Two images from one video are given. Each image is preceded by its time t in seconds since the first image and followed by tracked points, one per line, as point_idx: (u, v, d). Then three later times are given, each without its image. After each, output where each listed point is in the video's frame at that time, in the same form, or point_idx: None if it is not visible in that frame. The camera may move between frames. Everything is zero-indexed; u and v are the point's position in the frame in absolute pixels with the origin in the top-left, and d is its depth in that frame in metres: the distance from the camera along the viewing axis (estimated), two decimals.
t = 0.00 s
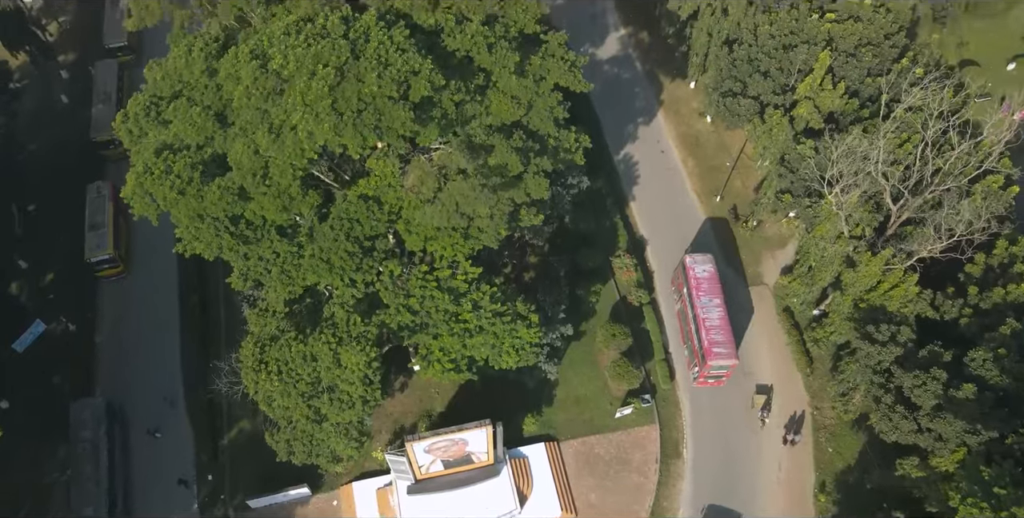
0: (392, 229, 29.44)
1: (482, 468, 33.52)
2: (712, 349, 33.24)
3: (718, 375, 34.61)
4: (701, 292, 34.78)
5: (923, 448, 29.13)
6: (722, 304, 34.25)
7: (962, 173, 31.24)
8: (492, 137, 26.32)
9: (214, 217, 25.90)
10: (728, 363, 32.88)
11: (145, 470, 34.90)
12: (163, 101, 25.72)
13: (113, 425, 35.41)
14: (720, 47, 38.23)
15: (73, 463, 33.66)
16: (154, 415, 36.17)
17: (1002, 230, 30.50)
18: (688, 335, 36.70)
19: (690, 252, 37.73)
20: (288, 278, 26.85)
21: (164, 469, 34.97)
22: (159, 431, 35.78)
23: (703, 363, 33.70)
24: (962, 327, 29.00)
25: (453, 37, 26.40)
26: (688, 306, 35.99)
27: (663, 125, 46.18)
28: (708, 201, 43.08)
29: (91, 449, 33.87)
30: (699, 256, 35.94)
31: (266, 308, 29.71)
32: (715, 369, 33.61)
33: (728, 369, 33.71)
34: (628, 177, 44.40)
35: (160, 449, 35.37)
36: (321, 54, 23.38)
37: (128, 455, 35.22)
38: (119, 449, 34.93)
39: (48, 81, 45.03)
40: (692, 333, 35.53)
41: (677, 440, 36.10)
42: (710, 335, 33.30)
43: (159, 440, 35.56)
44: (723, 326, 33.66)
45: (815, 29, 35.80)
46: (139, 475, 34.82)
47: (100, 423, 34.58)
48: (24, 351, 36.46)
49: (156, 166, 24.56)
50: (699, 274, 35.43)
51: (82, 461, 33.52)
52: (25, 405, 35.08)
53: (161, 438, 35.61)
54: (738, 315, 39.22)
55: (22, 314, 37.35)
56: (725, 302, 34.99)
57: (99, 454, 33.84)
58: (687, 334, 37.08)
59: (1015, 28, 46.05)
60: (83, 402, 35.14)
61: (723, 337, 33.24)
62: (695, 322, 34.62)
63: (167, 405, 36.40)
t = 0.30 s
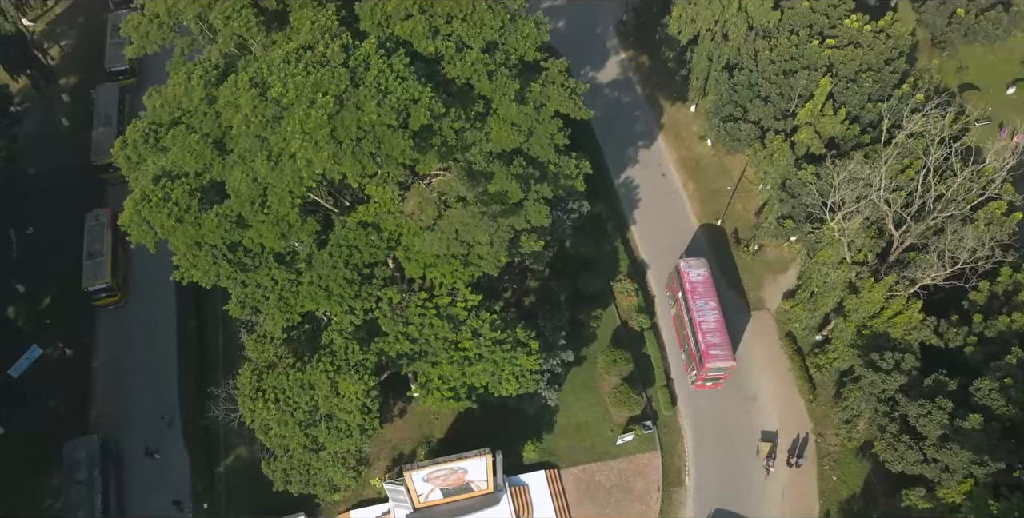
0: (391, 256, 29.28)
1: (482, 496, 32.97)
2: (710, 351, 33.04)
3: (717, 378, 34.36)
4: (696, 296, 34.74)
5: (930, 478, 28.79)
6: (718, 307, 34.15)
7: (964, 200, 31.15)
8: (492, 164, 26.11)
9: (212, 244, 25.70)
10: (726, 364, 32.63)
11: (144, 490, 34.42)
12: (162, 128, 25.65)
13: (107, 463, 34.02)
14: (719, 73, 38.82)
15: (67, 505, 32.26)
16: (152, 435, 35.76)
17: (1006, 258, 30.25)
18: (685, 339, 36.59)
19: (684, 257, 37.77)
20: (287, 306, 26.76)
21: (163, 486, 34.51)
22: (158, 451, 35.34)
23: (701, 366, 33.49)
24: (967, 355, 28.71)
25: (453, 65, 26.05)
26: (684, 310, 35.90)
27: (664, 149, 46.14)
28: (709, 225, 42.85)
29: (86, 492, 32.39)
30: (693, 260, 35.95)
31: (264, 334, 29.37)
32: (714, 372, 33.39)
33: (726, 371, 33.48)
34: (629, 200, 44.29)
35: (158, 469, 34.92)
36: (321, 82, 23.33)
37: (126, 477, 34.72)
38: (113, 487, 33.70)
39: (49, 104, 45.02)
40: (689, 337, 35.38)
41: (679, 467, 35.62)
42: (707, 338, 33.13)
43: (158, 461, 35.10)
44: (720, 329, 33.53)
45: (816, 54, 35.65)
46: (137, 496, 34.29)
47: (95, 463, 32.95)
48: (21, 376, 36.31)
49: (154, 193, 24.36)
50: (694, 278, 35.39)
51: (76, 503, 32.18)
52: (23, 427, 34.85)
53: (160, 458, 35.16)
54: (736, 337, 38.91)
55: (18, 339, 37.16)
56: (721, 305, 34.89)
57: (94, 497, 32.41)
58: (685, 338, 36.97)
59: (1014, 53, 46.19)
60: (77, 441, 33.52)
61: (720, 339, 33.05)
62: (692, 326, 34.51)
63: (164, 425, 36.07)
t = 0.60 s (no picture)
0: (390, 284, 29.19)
1: None
2: (706, 353, 33.67)
3: (714, 380, 34.88)
4: (691, 299, 35.46)
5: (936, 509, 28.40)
6: (712, 310, 34.91)
7: (968, 227, 30.96)
8: (492, 191, 26.00)
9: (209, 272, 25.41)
10: (722, 366, 33.23)
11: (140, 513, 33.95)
12: (161, 156, 25.48)
13: (103, 503, 33.57)
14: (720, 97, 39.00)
15: None
16: (148, 457, 35.34)
17: (1011, 285, 29.98)
18: (681, 342, 37.22)
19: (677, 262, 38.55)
20: (285, 333, 26.60)
21: (159, 509, 34.05)
22: (154, 473, 34.92)
23: (698, 368, 34.03)
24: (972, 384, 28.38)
25: (453, 92, 25.87)
26: (679, 314, 36.59)
27: (665, 172, 46.04)
28: (710, 247, 42.57)
29: None
30: (687, 265, 36.81)
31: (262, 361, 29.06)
32: (711, 374, 33.97)
33: (722, 373, 34.08)
34: (629, 223, 44.14)
35: (154, 491, 34.48)
36: (320, 110, 23.26)
37: (121, 501, 34.24)
38: None
39: (50, 127, 45.04)
40: (685, 340, 36.02)
41: (682, 495, 35.01)
42: (703, 340, 33.78)
43: (155, 483, 34.69)
44: (715, 331, 34.19)
45: (816, 80, 35.62)
46: None
47: (90, 501, 32.74)
48: (15, 402, 35.62)
49: (151, 220, 24.17)
50: (688, 282, 36.24)
51: None
52: (18, 456, 34.24)
53: (156, 480, 34.74)
54: (738, 361, 38.56)
55: (15, 365, 36.49)
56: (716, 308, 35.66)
57: None
58: (680, 342, 37.61)
59: (1014, 77, 46.25)
60: (71, 479, 33.30)
61: (716, 341, 33.70)
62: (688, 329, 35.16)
63: (159, 446, 35.66)
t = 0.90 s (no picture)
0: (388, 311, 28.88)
1: None
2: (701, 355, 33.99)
3: (709, 383, 35.16)
4: (685, 303, 35.83)
5: None
6: (706, 313, 35.28)
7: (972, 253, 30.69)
8: (492, 218, 25.88)
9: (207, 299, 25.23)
10: (718, 367, 33.54)
11: None
12: (159, 182, 25.31)
13: None
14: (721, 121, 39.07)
15: None
16: (145, 479, 34.87)
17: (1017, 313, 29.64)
18: (676, 347, 37.54)
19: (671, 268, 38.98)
20: (282, 361, 26.16)
21: None
22: (151, 494, 34.42)
23: (694, 371, 34.32)
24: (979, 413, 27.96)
25: (453, 119, 25.78)
26: (673, 319, 36.93)
27: (666, 195, 45.89)
28: (710, 271, 42.30)
29: None
30: (680, 269, 37.21)
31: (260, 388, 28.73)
32: (706, 376, 34.26)
33: (718, 375, 34.39)
34: (630, 246, 43.96)
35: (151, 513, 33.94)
36: (320, 137, 23.16)
37: None
38: None
39: (51, 149, 45.05)
40: (680, 345, 36.32)
41: None
42: (698, 342, 34.10)
43: (152, 504, 34.17)
44: (710, 333, 34.54)
45: (817, 105, 35.57)
46: None
47: None
48: (10, 427, 35.03)
49: (149, 248, 24.02)
50: (682, 286, 36.64)
51: None
52: (11, 480, 33.60)
53: (153, 502, 34.23)
54: (740, 386, 38.18)
55: (10, 390, 35.90)
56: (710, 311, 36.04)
57: None
58: (675, 347, 37.92)
59: (1015, 101, 46.18)
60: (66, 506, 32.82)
61: (711, 343, 34.02)
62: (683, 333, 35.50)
63: (156, 466, 35.26)
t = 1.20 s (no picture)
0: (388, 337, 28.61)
1: None
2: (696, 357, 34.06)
3: (705, 384, 35.25)
4: (679, 305, 35.78)
5: None
6: (700, 315, 35.23)
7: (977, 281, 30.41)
8: (493, 244, 25.84)
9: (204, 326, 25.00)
10: (714, 369, 33.66)
11: None
12: (158, 207, 25.10)
13: None
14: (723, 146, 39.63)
15: None
16: (141, 499, 34.15)
17: None
18: (671, 349, 37.58)
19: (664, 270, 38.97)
20: (280, 389, 25.87)
21: None
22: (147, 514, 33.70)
23: (689, 373, 34.39)
24: (987, 443, 27.55)
25: (454, 145, 25.67)
26: (667, 321, 36.92)
27: (668, 217, 45.72)
28: (713, 293, 41.95)
29: None
30: (673, 272, 37.09)
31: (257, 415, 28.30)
32: (702, 378, 34.37)
33: (713, 376, 34.52)
34: (632, 268, 43.70)
35: None
36: (320, 164, 23.05)
37: None
38: None
39: (52, 171, 45.00)
40: (675, 347, 36.37)
41: None
42: (693, 346, 34.11)
43: None
44: (704, 336, 34.57)
45: (819, 130, 35.48)
46: None
47: None
48: (7, 453, 34.56)
49: (147, 275, 23.84)
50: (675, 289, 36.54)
51: None
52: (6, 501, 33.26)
53: None
54: (743, 412, 37.74)
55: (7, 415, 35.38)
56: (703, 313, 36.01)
57: None
58: (670, 349, 37.95)
59: (1017, 125, 46.10)
60: None
61: (706, 346, 34.07)
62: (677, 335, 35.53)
63: (152, 485, 34.54)
